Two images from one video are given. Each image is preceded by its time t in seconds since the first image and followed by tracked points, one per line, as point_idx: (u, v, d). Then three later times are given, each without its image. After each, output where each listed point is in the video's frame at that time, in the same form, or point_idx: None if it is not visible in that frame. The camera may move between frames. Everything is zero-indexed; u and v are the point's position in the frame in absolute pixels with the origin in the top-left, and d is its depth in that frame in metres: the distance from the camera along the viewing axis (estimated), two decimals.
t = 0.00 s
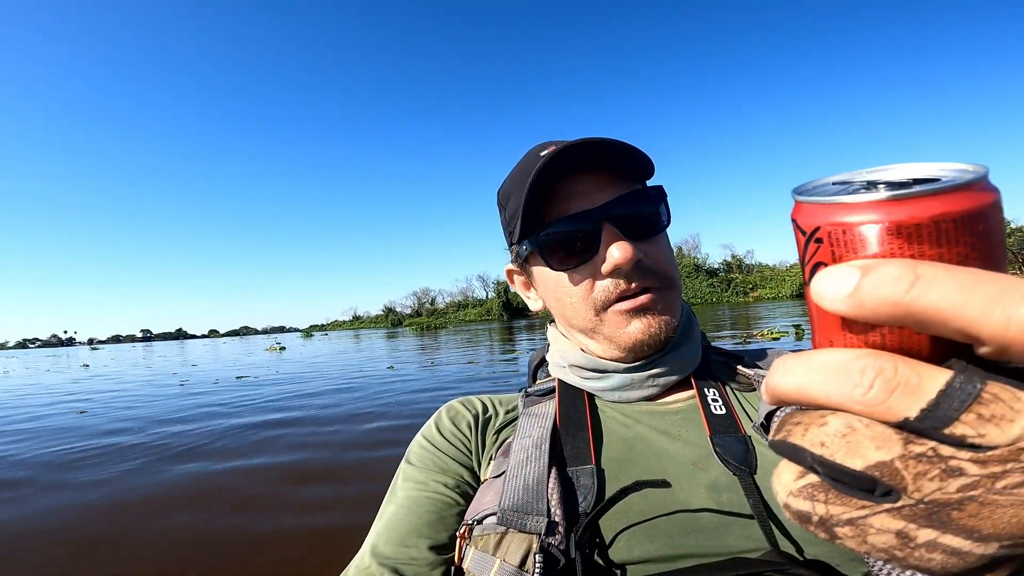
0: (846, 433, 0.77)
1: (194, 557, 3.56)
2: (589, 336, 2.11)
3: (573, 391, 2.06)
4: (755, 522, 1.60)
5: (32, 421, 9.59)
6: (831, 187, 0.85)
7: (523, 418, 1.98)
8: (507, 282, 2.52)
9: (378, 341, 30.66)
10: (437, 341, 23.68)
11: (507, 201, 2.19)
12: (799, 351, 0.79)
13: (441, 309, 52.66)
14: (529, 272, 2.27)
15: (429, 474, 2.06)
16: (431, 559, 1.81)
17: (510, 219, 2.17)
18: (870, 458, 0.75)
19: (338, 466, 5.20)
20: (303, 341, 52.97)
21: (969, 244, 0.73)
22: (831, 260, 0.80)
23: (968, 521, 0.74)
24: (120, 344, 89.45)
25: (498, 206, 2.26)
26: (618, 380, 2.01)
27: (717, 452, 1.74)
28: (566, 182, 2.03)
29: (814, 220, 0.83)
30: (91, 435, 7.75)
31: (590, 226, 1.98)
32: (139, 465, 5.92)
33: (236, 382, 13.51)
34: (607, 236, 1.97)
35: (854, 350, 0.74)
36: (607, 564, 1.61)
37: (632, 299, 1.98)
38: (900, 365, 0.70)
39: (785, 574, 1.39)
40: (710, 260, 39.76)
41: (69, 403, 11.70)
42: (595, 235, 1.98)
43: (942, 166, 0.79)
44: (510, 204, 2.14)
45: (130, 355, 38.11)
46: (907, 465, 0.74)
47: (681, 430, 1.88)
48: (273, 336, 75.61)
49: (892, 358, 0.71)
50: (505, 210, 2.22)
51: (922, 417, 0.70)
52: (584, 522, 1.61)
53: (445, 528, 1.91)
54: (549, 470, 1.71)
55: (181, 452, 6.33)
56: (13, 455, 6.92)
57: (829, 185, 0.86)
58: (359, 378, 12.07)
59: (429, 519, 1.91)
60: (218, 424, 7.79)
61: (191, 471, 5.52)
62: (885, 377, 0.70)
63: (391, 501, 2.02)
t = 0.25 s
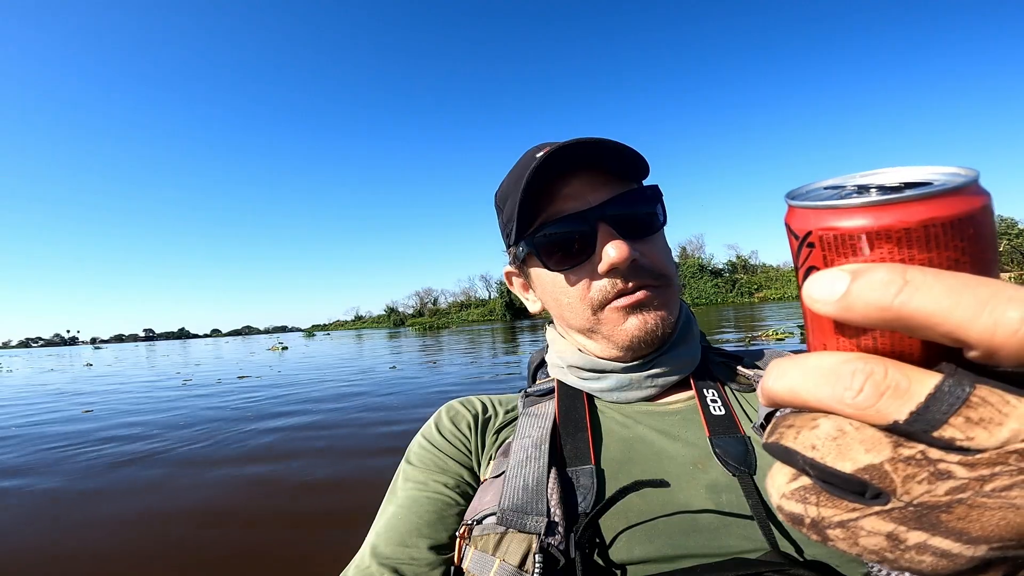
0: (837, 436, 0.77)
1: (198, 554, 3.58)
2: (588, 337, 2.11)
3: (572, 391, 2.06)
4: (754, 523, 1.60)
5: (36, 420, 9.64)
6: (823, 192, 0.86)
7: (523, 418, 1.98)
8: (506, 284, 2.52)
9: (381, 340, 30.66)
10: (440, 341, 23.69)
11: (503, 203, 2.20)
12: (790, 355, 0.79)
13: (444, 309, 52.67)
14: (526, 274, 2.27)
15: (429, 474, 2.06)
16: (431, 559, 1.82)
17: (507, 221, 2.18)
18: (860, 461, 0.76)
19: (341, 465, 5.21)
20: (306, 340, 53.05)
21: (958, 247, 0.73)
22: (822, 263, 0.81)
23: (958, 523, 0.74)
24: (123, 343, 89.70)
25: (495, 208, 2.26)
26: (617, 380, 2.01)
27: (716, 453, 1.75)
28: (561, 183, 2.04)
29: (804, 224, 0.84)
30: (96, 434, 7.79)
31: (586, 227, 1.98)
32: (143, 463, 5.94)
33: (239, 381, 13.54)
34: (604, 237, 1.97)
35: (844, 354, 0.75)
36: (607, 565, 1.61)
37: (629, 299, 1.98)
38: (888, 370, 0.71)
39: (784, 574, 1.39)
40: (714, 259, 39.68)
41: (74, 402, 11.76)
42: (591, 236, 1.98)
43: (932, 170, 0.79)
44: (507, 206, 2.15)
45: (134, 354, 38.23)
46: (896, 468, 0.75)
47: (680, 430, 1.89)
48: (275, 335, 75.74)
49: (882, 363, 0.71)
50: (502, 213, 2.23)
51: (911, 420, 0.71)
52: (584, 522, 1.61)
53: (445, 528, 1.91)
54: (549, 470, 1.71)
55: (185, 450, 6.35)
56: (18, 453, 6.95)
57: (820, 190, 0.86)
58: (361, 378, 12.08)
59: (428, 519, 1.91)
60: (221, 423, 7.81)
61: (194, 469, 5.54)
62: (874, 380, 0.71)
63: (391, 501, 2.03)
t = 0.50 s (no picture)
0: (834, 437, 0.77)
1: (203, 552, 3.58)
2: (587, 337, 2.11)
3: (572, 391, 2.07)
4: (754, 523, 1.60)
5: (41, 420, 9.66)
6: (820, 193, 0.86)
7: (523, 418, 1.98)
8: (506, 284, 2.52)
9: (383, 340, 30.67)
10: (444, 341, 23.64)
11: (503, 203, 2.20)
12: (787, 356, 0.80)
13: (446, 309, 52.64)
14: (526, 274, 2.27)
15: (428, 474, 2.07)
16: (431, 559, 1.82)
17: (506, 221, 2.18)
18: (857, 462, 0.76)
19: (345, 463, 5.26)
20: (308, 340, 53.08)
21: (953, 248, 0.73)
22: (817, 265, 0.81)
23: (955, 524, 0.74)
24: (125, 343, 89.88)
25: (495, 209, 2.27)
26: (617, 380, 2.01)
27: (716, 453, 1.75)
28: (561, 183, 2.04)
29: (801, 225, 0.84)
30: (100, 434, 7.81)
31: (586, 226, 1.98)
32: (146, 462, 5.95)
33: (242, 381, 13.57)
34: (603, 236, 1.97)
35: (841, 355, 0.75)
36: (607, 565, 1.61)
37: (628, 299, 1.98)
38: (885, 370, 0.71)
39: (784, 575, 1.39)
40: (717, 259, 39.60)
41: (78, 402, 11.78)
42: (590, 236, 1.98)
43: (927, 171, 0.80)
44: (506, 206, 2.15)
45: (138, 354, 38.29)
46: (893, 468, 0.75)
47: (680, 430, 1.89)
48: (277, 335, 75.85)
49: (877, 365, 0.72)
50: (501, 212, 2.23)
51: (906, 421, 0.71)
52: (584, 522, 1.61)
53: (445, 528, 1.91)
54: (549, 470, 1.71)
55: (189, 450, 6.36)
56: (23, 452, 6.97)
57: (817, 191, 0.86)
58: (363, 378, 12.08)
59: (428, 519, 1.91)
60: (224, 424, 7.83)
61: (199, 469, 5.56)
62: (870, 381, 0.71)
63: (391, 501, 2.03)
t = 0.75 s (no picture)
0: (833, 436, 0.77)
1: (206, 551, 3.58)
2: (587, 337, 2.11)
3: (572, 391, 2.06)
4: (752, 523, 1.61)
5: (43, 419, 9.66)
6: (818, 194, 0.86)
7: (522, 418, 1.98)
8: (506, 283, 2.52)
9: (385, 340, 30.65)
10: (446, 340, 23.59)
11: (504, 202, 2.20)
12: (786, 356, 0.80)
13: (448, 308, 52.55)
14: (526, 273, 2.27)
15: (428, 473, 2.06)
16: (430, 559, 1.82)
17: (507, 220, 2.18)
18: (857, 461, 0.76)
19: (347, 463, 5.24)
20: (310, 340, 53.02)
21: (952, 248, 0.73)
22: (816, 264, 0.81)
23: (954, 523, 0.75)
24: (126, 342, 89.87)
25: (496, 208, 2.27)
26: (617, 380, 2.01)
27: (715, 453, 1.74)
28: (562, 182, 2.04)
29: (800, 224, 0.84)
30: (102, 433, 7.81)
31: (586, 226, 1.98)
32: (148, 462, 5.95)
33: (244, 381, 13.58)
34: (604, 236, 1.97)
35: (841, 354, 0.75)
36: (606, 564, 1.61)
37: (628, 298, 1.98)
38: (884, 370, 0.71)
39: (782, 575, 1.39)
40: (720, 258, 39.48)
41: (80, 402, 11.78)
42: (591, 235, 1.98)
43: (925, 171, 0.80)
44: (507, 204, 2.15)
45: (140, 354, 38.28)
46: (892, 467, 0.75)
47: (679, 430, 1.89)
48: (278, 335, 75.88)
49: (875, 365, 0.72)
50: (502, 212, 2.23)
51: (904, 420, 0.71)
52: (583, 522, 1.61)
53: (444, 527, 1.91)
54: (548, 470, 1.71)
55: (190, 450, 6.36)
56: (25, 452, 6.97)
57: (816, 192, 0.86)
58: (365, 377, 12.07)
59: (428, 518, 1.91)
60: (226, 423, 7.82)
61: (201, 468, 5.56)
62: (870, 381, 0.71)
63: (390, 500, 2.03)
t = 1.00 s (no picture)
0: (834, 435, 0.77)
1: (206, 551, 3.57)
2: (585, 336, 2.11)
3: (570, 391, 2.06)
4: (751, 523, 1.61)
5: (43, 419, 9.63)
6: (820, 194, 0.86)
7: (521, 418, 1.98)
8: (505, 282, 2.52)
9: (387, 339, 30.64)
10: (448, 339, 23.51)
11: (503, 201, 2.20)
12: (788, 355, 0.79)
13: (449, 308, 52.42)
14: (525, 273, 2.27)
15: (426, 473, 2.06)
16: (429, 559, 1.82)
17: (506, 219, 2.18)
18: (857, 459, 0.76)
19: (348, 463, 5.21)
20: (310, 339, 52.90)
21: (952, 248, 0.74)
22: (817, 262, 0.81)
23: (954, 522, 0.75)
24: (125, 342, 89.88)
25: (495, 208, 2.27)
26: (616, 380, 2.01)
27: (714, 453, 1.74)
28: (561, 182, 2.04)
29: (802, 223, 0.84)
30: (102, 433, 7.78)
31: (585, 226, 1.98)
32: (148, 462, 5.94)
33: (245, 380, 13.56)
34: (602, 236, 1.97)
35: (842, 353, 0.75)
36: (605, 564, 1.61)
37: (626, 297, 1.98)
38: (887, 368, 0.71)
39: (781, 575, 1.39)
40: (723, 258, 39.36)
41: (81, 401, 11.74)
42: (590, 235, 1.98)
43: (926, 171, 0.80)
44: (506, 204, 2.15)
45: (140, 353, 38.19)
46: (893, 466, 0.75)
47: (678, 430, 1.89)
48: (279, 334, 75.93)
49: (877, 365, 0.72)
50: (501, 211, 2.23)
51: (904, 419, 0.71)
52: (582, 521, 1.61)
53: (442, 527, 1.91)
54: (547, 470, 1.71)
55: (190, 450, 6.33)
56: (26, 451, 6.96)
57: (817, 191, 0.86)
58: (366, 376, 12.06)
59: (426, 518, 1.91)
60: (227, 423, 7.80)
61: (201, 468, 5.54)
62: (871, 380, 0.71)
63: (389, 500, 2.03)
